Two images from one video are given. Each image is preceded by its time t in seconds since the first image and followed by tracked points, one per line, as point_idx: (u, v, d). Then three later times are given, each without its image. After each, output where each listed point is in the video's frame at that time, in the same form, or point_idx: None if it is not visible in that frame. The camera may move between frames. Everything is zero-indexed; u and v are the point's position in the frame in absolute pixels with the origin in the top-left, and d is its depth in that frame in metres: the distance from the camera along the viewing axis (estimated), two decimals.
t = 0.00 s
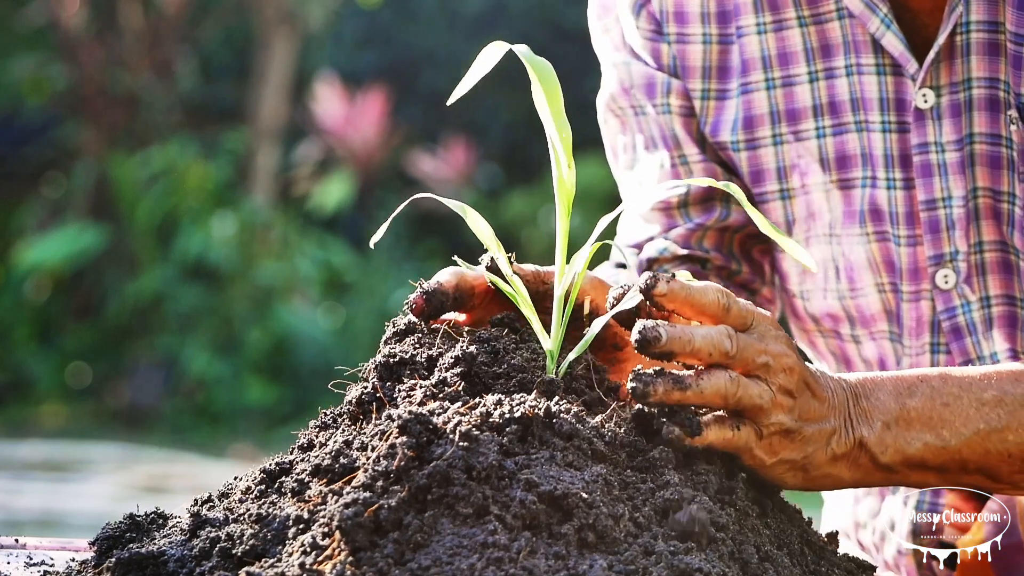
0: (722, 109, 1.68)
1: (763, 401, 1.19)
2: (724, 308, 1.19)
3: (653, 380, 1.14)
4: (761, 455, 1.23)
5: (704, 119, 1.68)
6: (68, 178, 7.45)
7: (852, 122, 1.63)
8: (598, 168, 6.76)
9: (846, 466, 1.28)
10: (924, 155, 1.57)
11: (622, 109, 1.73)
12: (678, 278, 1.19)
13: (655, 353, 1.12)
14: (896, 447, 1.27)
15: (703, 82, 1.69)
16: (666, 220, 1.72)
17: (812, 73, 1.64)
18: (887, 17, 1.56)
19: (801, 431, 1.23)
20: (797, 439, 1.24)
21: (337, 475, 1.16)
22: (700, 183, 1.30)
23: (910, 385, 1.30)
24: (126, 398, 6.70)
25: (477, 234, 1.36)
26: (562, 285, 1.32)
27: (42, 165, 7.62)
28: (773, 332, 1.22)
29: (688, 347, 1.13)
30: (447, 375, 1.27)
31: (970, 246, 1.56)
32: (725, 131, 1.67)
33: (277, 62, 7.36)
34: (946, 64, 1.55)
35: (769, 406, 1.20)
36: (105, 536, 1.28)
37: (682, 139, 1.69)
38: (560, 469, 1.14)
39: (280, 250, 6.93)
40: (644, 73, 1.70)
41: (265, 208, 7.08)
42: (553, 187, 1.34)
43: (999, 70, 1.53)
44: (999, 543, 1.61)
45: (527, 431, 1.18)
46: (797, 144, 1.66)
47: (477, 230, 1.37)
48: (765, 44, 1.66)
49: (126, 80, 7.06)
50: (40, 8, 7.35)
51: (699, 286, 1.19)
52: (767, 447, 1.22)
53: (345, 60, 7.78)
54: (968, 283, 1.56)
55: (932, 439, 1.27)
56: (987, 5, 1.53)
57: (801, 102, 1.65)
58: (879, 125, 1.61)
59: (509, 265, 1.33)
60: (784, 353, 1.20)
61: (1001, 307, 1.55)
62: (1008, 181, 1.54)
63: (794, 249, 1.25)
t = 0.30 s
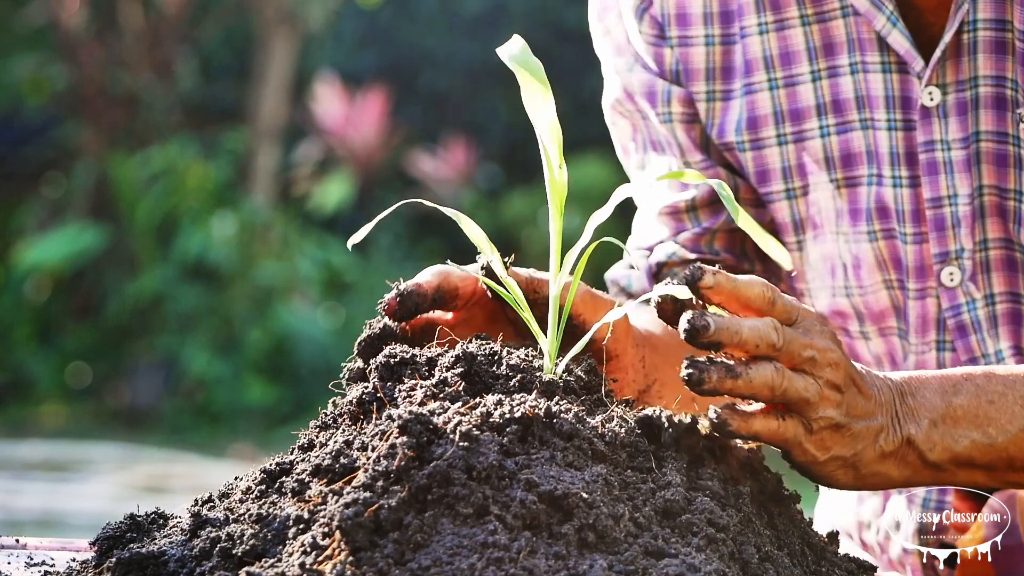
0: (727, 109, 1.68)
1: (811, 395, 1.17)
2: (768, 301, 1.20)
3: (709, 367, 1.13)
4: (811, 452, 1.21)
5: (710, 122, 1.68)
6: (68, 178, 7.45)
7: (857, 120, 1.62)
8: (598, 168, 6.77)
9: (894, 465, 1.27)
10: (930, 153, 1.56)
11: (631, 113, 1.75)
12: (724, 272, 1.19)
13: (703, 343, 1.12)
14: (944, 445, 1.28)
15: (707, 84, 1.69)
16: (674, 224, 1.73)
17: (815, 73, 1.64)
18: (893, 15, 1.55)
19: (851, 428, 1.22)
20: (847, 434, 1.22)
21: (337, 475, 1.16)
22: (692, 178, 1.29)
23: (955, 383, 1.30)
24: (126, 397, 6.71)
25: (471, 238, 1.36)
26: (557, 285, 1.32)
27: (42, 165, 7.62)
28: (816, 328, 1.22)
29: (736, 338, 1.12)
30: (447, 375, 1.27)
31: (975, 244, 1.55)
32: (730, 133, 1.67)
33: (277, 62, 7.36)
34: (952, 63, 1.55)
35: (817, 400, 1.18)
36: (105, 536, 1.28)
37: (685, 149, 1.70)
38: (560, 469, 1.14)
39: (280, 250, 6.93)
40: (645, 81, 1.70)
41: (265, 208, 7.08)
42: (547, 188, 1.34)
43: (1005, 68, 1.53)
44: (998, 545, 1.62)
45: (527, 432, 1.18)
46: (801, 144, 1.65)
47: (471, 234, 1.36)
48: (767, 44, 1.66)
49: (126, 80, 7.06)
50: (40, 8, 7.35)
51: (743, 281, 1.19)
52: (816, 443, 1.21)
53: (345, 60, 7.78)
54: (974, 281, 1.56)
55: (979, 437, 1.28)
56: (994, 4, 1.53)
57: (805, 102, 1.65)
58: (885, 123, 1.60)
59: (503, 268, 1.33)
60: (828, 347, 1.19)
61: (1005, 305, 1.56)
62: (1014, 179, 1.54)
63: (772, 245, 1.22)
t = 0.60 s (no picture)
0: (727, 107, 1.68)
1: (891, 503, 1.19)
2: (826, 429, 1.22)
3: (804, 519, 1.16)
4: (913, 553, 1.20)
5: (713, 118, 1.68)
6: (68, 178, 7.45)
7: (857, 117, 1.61)
8: (598, 168, 6.77)
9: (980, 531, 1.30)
10: (931, 151, 1.55)
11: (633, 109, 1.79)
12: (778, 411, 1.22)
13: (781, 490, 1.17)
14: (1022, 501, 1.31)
15: (709, 83, 1.69)
16: (676, 225, 1.73)
17: (813, 71, 1.64)
18: (894, 13, 1.54)
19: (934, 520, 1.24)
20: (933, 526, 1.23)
21: (339, 476, 1.16)
22: (696, 178, 1.26)
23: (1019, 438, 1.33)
24: (126, 397, 6.71)
25: (472, 235, 1.36)
26: (556, 286, 1.31)
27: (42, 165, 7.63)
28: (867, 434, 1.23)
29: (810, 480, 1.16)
30: (448, 376, 1.27)
31: (976, 242, 1.54)
32: (734, 130, 1.67)
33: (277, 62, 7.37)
34: (953, 61, 1.54)
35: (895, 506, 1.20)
36: (106, 536, 1.28)
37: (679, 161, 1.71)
38: (560, 469, 1.14)
39: (280, 250, 6.93)
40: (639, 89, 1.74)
41: (265, 208, 7.07)
42: (547, 186, 1.33)
43: (1008, 67, 1.52)
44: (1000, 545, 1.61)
45: (529, 433, 1.18)
46: (801, 143, 1.64)
47: (472, 231, 1.36)
48: (765, 43, 1.66)
49: (126, 80, 7.07)
50: (41, 8, 7.35)
51: (796, 417, 1.22)
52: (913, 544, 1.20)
53: (345, 60, 7.79)
54: (974, 278, 1.55)
55: None
56: (996, 3, 1.52)
57: (803, 100, 1.65)
58: (885, 121, 1.59)
59: (505, 268, 1.32)
60: (888, 452, 1.22)
61: (1005, 302, 1.54)
62: (1016, 177, 1.54)
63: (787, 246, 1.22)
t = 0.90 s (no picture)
0: (727, 107, 1.68)
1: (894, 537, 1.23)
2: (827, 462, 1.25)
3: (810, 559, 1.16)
4: None
5: (714, 117, 1.69)
6: (68, 178, 7.45)
7: (855, 118, 1.61)
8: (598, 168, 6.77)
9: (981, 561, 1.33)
10: (928, 154, 1.54)
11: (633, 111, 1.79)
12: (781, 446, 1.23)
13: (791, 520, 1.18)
14: None
15: (710, 84, 1.70)
16: (698, 223, 1.74)
17: (811, 72, 1.64)
18: (891, 15, 1.54)
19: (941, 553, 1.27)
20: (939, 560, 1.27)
21: (339, 476, 1.16)
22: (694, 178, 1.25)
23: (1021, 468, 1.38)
24: (126, 397, 6.71)
25: (471, 236, 1.35)
26: (556, 286, 1.30)
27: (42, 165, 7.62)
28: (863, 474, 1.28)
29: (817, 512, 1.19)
30: (449, 376, 1.27)
31: (974, 244, 1.54)
32: (735, 131, 1.67)
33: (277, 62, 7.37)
34: (950, 63, 1.53)
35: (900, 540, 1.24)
36: (105, 536, 1.28)
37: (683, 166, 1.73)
38: (561, 469, 1.14)
39: (280, 250, 6.93)
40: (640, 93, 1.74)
41: (265, 208, 7.07)
42: (547, 186, 1.33)
43: (1006, 70, 1.51)
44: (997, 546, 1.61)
45: (530, 433, 1.18)
46: (801, 144, 1.64)
47: (471, 232, 1.35)
48: (763, 45, 1.66)
49: (126, 80, 7.07)
50: (41, 8, 7.35)
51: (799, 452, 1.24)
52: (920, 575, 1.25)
53: (345, 60, 7.80)
54: (972, 280, 1.55)
55: None
56: (995, 4, 1.51)
57: (801, 101, 1.65)
58: (882, 123, 1.58)
59: (503, 268, 1.31)
60: (887, 487, 1.27)
61: (1003, 304, 1.55)
62: (1013, 180, 1.53)
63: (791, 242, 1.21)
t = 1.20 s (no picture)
0: (732, 109, 1.69)
1: (844, 493, 1.22)
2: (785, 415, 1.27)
3: (748, 496, 1.18)
4: (863, 544, 1.24)
5: (720, 120, 1.69)
6: (68, 178, 7.45)
7: (857, 118, 1.61)
8: (598, 168, 6.77)
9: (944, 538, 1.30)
10: (923, 154, 1.54)
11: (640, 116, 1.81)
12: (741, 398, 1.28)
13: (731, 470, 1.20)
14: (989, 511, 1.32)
15: (715, 86, 1.70)
16: (721, 231, 1.75)
17: (813, 73, 1.63)
18: (887, 15, 1.54)
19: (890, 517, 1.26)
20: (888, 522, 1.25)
21: (337, 475, 1.16)
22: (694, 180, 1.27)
23: (984, 452, 1.35)
24: (126, 397, 6.70)
25: (471, 238, 1.35)
26: (556, 286, 1.30)
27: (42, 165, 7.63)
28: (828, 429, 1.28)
29: (759, 456, 1.20)
30: (447, 376, 1.27)
31: (969, 244, 1.54)
32: (740, 133, 1.67)
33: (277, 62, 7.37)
34: (946, 63, 1.53)
35: (851, 496, 1.23)
36: (104, 536, 1.28)
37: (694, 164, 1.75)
38: (559, 469, 1.14)
39: (280, 250, 6.93)
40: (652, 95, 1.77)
41: (265, 208, 7.07)
42: (546, 188, 1.32)
43: (1001, 71, 1.51)
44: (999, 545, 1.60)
45: (527, 433, 1.18)
46: (803, 145, 1.64)
47: (471, 233, 1.35)
48: (765, 46, 1.66)
49: (126, 80, 7.06)
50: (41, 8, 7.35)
51: (759, 404, 1.28)
52: (863, 537, 1.24)
53: (345, 60, 7.80)
54: (968, 281, 1.54)
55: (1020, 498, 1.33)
56: (990, 5, 1.51)
57: (803, 102, 1.64)
58: (879, 123, 1.59)
59: (502, 268, 1.31)
60: (848, 442, 1.26)
61: (998, 305, 1.54)
62: (1009, 180, 1.52)
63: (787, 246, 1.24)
